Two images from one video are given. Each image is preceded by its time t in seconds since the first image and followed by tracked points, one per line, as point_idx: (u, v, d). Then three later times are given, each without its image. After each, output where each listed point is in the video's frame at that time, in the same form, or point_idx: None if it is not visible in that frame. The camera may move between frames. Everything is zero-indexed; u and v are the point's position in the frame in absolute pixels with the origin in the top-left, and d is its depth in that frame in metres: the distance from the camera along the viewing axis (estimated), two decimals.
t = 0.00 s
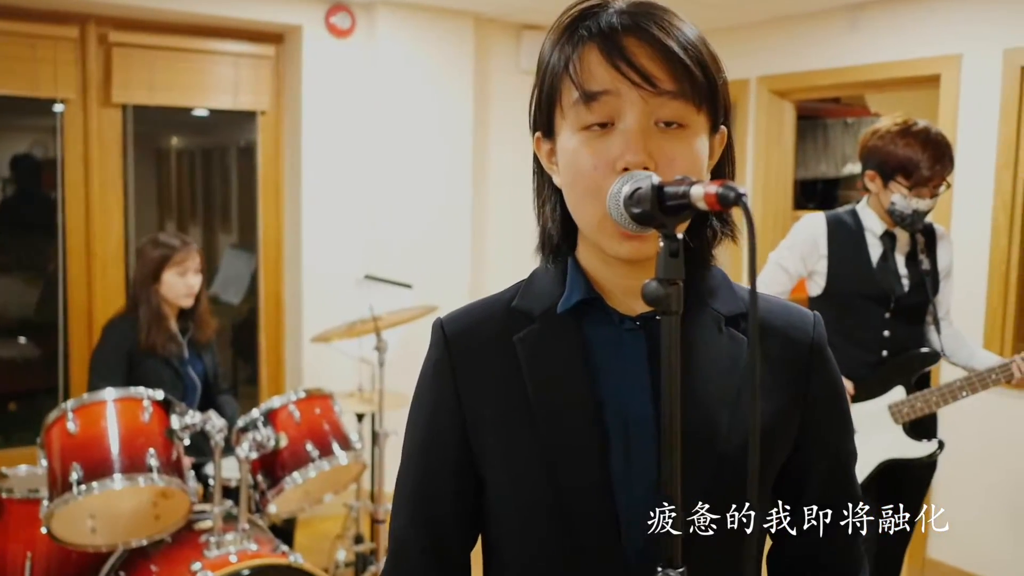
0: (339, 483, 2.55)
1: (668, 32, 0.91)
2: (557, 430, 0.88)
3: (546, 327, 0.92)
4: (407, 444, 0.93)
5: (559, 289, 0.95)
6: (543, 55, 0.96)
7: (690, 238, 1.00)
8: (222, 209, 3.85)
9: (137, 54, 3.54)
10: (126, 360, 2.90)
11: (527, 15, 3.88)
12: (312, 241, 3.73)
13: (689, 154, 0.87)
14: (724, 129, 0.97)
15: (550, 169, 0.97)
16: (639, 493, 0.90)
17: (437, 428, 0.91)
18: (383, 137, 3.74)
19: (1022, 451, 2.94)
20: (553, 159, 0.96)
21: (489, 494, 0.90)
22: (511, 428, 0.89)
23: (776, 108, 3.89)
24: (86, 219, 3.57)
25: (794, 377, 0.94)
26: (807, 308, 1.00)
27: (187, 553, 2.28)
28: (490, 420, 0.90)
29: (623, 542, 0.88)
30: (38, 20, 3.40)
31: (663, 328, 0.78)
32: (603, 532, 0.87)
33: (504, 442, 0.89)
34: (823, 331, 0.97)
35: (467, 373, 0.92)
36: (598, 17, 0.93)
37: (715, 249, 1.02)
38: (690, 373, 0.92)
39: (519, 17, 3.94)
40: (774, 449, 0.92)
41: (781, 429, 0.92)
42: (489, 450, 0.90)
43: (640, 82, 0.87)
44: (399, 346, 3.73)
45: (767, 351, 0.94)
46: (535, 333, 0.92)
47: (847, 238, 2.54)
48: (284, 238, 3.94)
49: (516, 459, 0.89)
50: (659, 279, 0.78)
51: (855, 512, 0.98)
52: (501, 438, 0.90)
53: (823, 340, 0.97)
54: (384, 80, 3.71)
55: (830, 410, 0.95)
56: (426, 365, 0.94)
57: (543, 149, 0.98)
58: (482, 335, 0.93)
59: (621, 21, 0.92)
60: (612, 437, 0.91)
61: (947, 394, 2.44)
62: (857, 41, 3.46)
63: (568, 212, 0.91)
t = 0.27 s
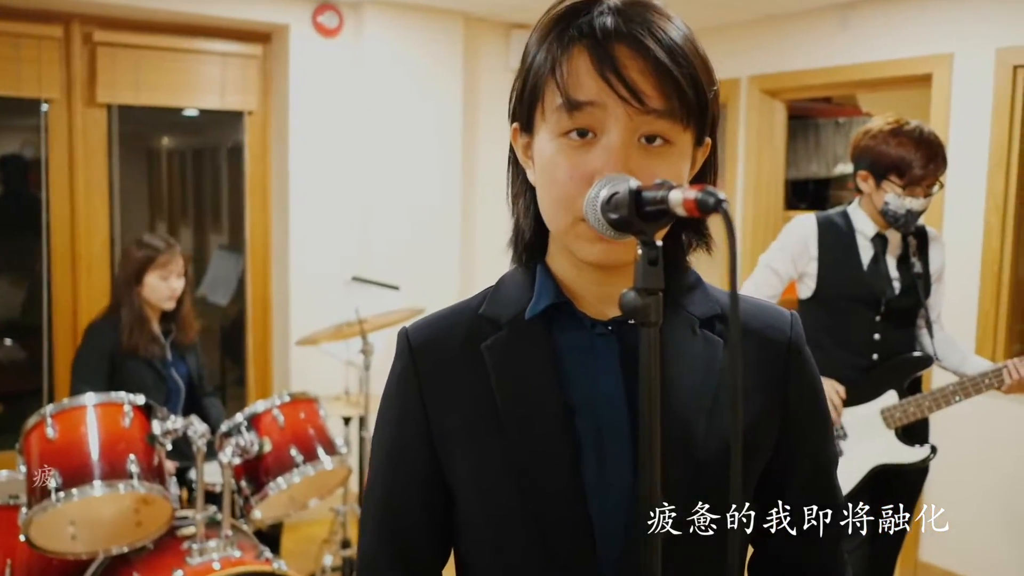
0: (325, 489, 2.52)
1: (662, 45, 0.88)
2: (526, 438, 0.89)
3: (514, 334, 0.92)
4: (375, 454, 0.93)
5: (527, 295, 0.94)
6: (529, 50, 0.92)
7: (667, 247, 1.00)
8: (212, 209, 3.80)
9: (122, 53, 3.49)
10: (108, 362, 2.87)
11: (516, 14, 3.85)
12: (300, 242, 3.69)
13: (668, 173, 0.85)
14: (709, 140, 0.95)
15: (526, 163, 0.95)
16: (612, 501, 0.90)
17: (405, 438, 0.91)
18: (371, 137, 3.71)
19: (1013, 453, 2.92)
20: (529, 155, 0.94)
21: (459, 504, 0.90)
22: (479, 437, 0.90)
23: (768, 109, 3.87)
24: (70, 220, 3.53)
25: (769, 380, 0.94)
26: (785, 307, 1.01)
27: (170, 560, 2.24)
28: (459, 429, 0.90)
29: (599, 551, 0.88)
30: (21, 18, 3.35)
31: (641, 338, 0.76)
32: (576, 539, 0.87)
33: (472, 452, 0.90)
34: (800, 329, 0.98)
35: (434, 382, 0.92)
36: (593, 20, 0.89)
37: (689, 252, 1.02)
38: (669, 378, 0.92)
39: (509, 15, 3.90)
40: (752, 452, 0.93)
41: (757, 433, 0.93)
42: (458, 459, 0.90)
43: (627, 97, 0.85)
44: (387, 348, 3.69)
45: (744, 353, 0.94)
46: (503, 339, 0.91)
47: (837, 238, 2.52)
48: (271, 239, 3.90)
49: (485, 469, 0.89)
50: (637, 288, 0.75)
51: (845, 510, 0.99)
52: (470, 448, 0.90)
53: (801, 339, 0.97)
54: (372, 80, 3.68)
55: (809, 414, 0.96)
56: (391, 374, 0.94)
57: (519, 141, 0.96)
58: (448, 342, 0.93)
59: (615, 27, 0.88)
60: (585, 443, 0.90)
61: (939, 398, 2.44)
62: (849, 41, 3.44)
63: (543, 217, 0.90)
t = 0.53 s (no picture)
0: (315, 493, 2.49)
1: (646, 43, 0.86)
2: (509, 451, 0.87)
3: (494, 344, 0.90)
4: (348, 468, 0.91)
5: (510, 304, 0.93)
6: (508, 50, 0.90)
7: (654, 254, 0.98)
8: (204, 210, 3.77)
9: (112, 52, 3.45)
10: (94, 364, 2.84)
11: (510, 13, 3.82)
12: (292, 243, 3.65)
13: (653, 177, 0.83)
14: (697, 142, 0.93)
15: (507, 167, 0.93)
16: (598, 517, 0.88)
17: (382, 451, 0.89)
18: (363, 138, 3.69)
19: (1009, 455, 2.90)
20: (511, 160, 0.92)
21: (438, 519, 0.89)
22: (460, 450, 0.88)
23: (763, 108, 3.85)
24: (59, 220, 3.49)
25: (761, 390, 0.95)
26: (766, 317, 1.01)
27: (158, 566, 2.22)
28: (439, 441, 0.89)
29: (585, 566, 0.87)
30: (8, 17, 3.31)
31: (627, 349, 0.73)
32: (560, 554, 0.86)
33: (453, 465, 0.88)
34: (782, 341, 0.98)
35: (411, 394, 0.90)
36: (574, 18, 0.87)
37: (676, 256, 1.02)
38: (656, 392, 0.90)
39: (502, 14, 3.88)
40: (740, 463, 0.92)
41: (745, 446, 0.92)
42: (437, 473, 0.88)
43: (610, 99, 0.83)
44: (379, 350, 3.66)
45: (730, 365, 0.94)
46: (484, 349, 0.90)
47: (830, 241, 2.51)
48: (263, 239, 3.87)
49: (466, 481, 0.88)
50: (624, 296, 0.73)
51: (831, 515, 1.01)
52: (450, 461, 0.88)
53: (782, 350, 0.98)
54: (365, 79, 3.65)
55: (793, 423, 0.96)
56: (363, 385, 0.92)
57: (500, 144, 0.94)
58: (425, 352, 0.91)
59: (597, 26, 0.86)
60: (571, 457, 0.89)
61: (935, 401, 2.41)
62: (845, 40, 3.42)
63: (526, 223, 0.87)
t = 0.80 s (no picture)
0: (309, 496, 2.47)
1: (650, 27, 0.86)
2: (507, 453, 0.87)
3: (495, 345, 0.90)
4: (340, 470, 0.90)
5: (516, 304, 0.93)
6: (508, 42, 0.90)
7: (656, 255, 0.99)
8: (199, 211, 3.76)
9: (106, 52, 3.44)
10: (85, 365, 2.82)
11: (506, 14, 3.81)
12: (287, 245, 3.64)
13: (661, 158, 0.82)
14: (703, 133, 0.92)
15: (510, 170, 0.91)
16: (598, 525, 0.87)
17: (377, 451, 0.88)
18: (358, 139, 3.68)
19: (1006, 455, 2.90)
20: (512, 159, 0.90)
21: (433, 522, 0.88)
22: (457, 452, 0.88)
23: (759, 109, 3.84)
24: (53, 221, 3.47)
25: (766, 399, 0.94)
26: (771, 327, 1.01)
27: (151, 568, 2.21)
28: (436, 443, 0.88)
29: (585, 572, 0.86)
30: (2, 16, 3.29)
31: (627, 352, 0.73)
32: (559, 563, 0.85)
33: (449, 467, 0.87)
34: (788, 352, 0.98)
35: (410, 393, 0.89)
36: (572, 3, 0.87)
37: (682, 255, 1.03)
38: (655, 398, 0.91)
39: (498, 15, 3.87)
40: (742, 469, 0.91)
41: (747, 455, 0.91)
42: (434, 474, 0.88)
43: (613, 78, 0.82)
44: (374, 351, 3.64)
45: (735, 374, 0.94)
46: (485, 350, 0.90)
47: (825, 242, 2.52)
48: (258, 240, 3.85)
49: (463, 483, 0.87)
50: (622, 298, 0.72)
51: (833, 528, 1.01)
52: (447, 463, 0.88)
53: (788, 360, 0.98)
54: (360, 81, 3.64)
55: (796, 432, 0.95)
56: (359, 385, 0.91)
57: (502, 147, 0.92)
58: (425, 353, 0.91)
59: (595, 9, 0.86)
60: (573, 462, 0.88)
61: (932, 401, 2.40)
62: (841, 41, 3.41)
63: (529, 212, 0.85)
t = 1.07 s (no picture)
0: (303, 498, 2.45)
1: (655, 25, 0.85)
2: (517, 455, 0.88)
3: (512, 347, 0.91)
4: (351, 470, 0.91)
5: (532, 307, 0.94)
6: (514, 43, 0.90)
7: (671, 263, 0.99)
8: (193, 211, 3.73)
9: (99, 51, 3.42)
10: (75, 367, 2.81)
11: (502, 14, 3.80)
12: (282, 245, 3.62)
13: (667, 157, 0.81)
14: (717, 126, 0.91)
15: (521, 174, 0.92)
16: (611, 531, 0.88)
17: (388, 452, 0.90)
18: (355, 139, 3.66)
19: (1004, 457, 2.89)
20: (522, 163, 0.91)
21: (445, 524, 0.89)
22: (467, 454, 0.89)
23: (756, 110, 3.84)
24: (45, 222, 3.44)
25: (787, 408, 0.95)
26: (796, 333, 1.01)
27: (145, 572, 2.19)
28: (447, 444, 0.89)
29: None
30: None
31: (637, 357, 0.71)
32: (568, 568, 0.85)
33: (459, 469, 0.88)
34: (814, 360, 0.98)
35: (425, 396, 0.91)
36: (573, 2, 0.87)
37: (701, 258, 1.03)
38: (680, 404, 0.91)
39: (494, 15, 3.85)
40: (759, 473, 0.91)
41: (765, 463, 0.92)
42: (443, 476, 0.88)
43: (615, 78, 0.82)
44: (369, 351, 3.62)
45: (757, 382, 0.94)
46: (500, 353, 0.91)
47: (822, 242, 2.52)
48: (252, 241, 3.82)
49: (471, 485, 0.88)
50: (632, 302, 0.71)
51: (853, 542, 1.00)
52: (457, 465, 0.89)
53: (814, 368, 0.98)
54: (356, 81, 3.62)
55: (816, 441, 0.95)
56: (373, 387, 0.93)
57: (513, 151, 0.93)
58: (441, 356, 0.92)
59: (596, 8, 0.86)
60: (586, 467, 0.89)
61: (929, 403, 2.37)
62: (838, 41, 3.41)
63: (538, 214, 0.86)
